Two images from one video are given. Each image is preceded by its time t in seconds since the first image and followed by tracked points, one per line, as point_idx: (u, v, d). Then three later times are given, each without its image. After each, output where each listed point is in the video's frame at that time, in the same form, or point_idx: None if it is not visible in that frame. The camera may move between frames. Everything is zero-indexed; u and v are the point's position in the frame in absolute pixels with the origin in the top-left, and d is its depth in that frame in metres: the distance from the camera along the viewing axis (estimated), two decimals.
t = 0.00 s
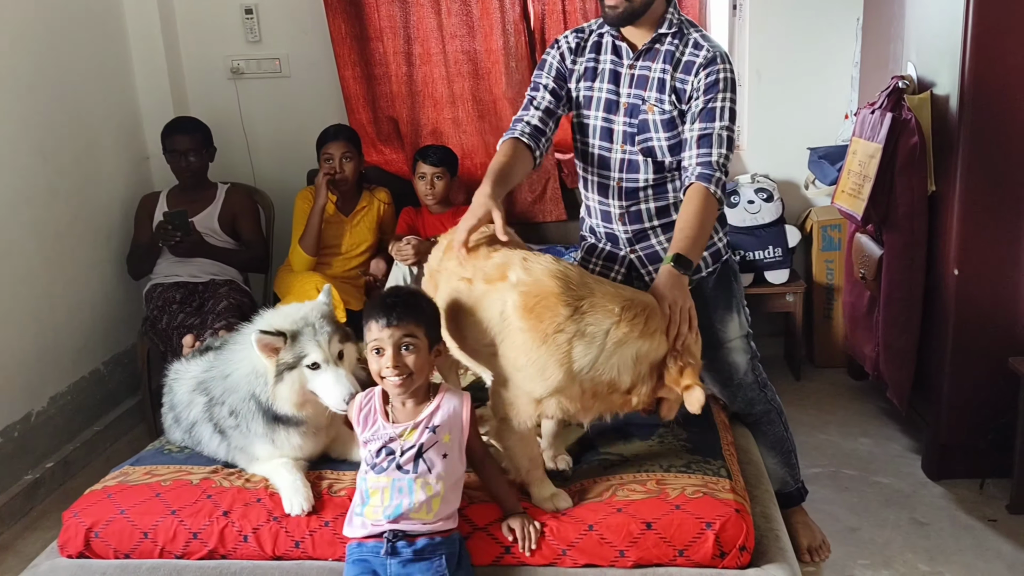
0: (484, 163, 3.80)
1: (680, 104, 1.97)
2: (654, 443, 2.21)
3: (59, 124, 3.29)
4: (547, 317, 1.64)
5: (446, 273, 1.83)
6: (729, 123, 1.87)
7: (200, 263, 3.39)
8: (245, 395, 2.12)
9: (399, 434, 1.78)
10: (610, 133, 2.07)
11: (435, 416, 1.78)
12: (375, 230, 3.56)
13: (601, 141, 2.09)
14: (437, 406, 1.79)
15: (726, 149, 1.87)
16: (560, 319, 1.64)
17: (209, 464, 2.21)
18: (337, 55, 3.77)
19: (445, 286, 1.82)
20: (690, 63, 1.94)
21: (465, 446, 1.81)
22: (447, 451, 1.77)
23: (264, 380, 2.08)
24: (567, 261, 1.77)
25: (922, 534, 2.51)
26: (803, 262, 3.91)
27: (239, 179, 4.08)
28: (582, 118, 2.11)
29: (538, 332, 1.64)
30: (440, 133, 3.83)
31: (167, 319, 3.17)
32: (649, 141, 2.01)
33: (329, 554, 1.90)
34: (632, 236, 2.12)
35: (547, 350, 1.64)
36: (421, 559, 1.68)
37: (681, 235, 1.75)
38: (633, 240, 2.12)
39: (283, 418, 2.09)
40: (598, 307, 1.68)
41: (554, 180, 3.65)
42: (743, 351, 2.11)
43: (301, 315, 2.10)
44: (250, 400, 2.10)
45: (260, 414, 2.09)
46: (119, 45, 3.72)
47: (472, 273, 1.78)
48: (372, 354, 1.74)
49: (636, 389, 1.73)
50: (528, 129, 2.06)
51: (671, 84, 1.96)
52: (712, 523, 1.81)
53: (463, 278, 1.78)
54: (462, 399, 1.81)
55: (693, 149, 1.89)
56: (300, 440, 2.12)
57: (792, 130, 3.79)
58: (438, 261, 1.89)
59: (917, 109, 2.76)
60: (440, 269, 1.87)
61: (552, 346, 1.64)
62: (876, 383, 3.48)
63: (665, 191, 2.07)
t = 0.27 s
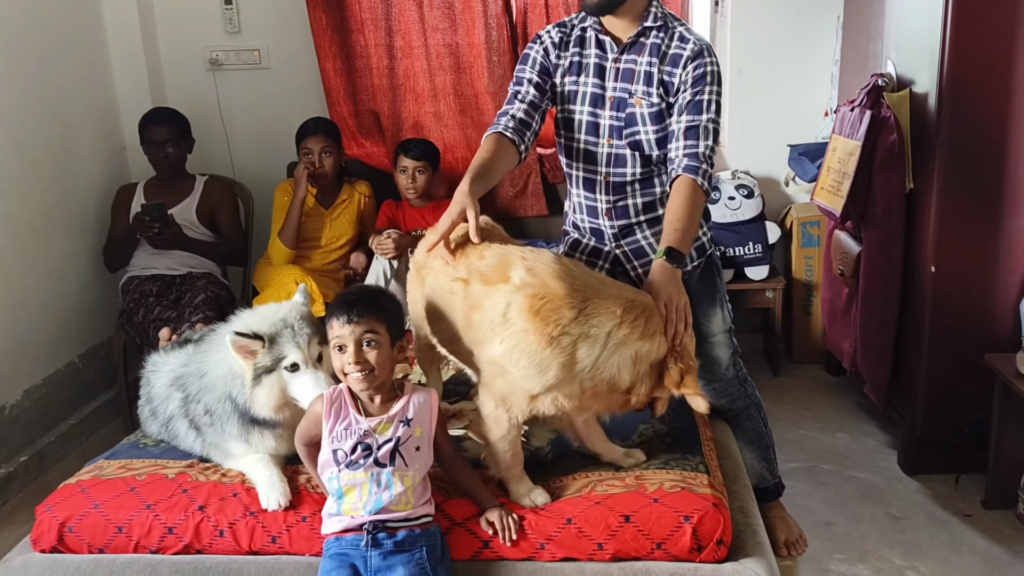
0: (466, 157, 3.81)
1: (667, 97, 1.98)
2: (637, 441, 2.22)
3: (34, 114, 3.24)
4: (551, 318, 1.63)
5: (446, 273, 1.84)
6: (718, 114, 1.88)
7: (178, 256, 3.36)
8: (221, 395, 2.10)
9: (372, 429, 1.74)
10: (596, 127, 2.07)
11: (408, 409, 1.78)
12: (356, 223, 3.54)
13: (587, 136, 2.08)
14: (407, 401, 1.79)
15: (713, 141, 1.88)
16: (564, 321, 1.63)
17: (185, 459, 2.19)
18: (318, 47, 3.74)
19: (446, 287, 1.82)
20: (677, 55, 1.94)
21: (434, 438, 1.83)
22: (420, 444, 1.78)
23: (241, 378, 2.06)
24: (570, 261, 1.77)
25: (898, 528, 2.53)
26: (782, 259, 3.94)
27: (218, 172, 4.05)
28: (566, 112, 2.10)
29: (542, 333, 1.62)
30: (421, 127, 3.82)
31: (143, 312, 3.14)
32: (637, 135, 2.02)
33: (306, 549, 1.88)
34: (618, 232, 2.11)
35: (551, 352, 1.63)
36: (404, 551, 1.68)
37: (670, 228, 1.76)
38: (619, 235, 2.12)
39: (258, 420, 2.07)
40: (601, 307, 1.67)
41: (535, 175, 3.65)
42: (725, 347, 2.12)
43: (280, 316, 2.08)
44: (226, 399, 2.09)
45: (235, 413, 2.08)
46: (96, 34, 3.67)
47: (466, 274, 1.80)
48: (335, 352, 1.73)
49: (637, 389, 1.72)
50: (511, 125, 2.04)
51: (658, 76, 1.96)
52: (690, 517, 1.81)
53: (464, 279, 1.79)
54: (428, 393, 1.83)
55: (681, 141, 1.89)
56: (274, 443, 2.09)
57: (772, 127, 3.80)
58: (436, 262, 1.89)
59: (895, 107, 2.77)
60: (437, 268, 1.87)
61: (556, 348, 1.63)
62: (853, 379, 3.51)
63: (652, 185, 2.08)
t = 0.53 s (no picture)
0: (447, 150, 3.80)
1: (649, 88, 1.99)
2: (615, 436, 2.24)
3: (10, 103, 3.21)
4: (556, 307, 1.63)
5: (444, 264, 1.84)
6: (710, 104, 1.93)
7: (156, 247, 3.34)
8: (193, 389, 2.08)
9: (330, 428, 1.72)
10: (574, 119, 2.07)
11: (366, 402, 1.76)
12: (336, 215, 3.53)
13: (564, 127, 2.08)
14: (361, 395, 1.76)
15: (711, 132, 1.94)
16: (569, 310, 1.64)
17: (161, 451, 2.18)
18: (298, 38, 3.71)
19: (444, 278, 1.83)
20: (657, 45, 1.96)
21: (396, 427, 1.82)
22: (382, 436, 1.76)
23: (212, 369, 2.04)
24: (570, 249, 1.78)
25: (873, 520, 2.56)
26: (761, 253, 3.96)
27: (197, 163, 4.02)
28: (544, 104, 2.11)
29: (546, 323, 1.63)
30: (402, 119, 3.81)
31: (120, 303, 3.11)
32: (615, 126, 2.02)
33: (283, 541, 1.87)
34: (594, 225, 2.11)
35: (556, 341, 1.63)
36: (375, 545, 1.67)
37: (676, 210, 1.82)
38: (594, 229, 2.12)
39: (232, 413, 2.04)
40: (605, 292, 1.66)
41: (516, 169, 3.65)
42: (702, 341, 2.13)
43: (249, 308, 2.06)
44: (197, 392, 2.07)
45: (206, 407, 2.05)
46: (73, 22, 3.63)
47: (466, 263, 1.80)
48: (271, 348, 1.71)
49: (646, 369, 1.71)
50: (507, 132, 2.10)
51: (638, 67, 1.97)
52: (667, 507, 1.82)
53: (463, 269, 1.79)
54: (384, 382, 1.80)
55: (682, 137, 1.94)
56: (248, 435, 2.06)
57: (752, 122, 3.82)
58: (433, 253, 1.90)
59: (873, 103, 2.80)
60: (434, 259, 1.88)
61: (562, 335, 1.63)
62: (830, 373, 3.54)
63: (628, 177, 2.07)
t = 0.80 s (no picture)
0: (429, 143, 3.80)
1: (635, 81, 1.98)
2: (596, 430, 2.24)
3: None
4: (550, 300, 1.63)
5: (430, 251, 1.81)
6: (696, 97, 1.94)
7: (134, 241, 3.31)
8: (161, 378, 2.06)
9: (294, 435, 1.71)
10: (559, 111, 2.06)
11: (332, 410, 1.73)
12: (317, 209, 3.50)
13: (549, 120, 2.08)
14: (327, 399, 1.74)
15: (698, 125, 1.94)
16: (562, 303, 1.64)
17: (137, 446, 2.16)
18: (278, 29, 3.68)
19: (432, 265, 1.79)
20: (643, 38, 1.96)
21: (365, 431, 1.79)
22: (349, 441, 1.74)
23: (181, 353, 2.03)
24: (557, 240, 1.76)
25: (851, 514, 2.58)
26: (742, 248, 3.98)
27: (176, 155, 3.98)
28: (529, 98, 2.10)
29: (541, 316, 1.62)
30: (384, 112, 3.79)
31: (97, 297, 3.08)
32: (600, 119, 2.01)
33: (261, 537, 1.86)
34: (577, 220, 2.12)
35: (550, 335, 1.63)
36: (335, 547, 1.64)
37: (660, 203, 1.82)
38: (577, 224, 2.13)
39: (206, 395, 2.03)
40: (595, 284, 1.67)
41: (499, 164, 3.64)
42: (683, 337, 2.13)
43: (231, 288, 2.09)
44: (166, 380, 2.05)
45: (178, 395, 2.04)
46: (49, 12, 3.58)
47: (455, 251, 1.76)
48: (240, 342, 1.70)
49: (635, 358, 1.73)
50: (494, 126, 2.09)
51: (624, 59, 1.97)
52: (646, 501, 1.83)
53: (452, 257, 1.76)
54: (351, 385, 1.77)
55: (669, 131, 1.94)
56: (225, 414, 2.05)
57: (734, 118, 3.83)
58: (418, 241, 1.87)
59: (853, 100, 2.80)
60: (419, 248, 1.85)
61: (556, 327, 1.63)
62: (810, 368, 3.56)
63: (613, 171, 2.05)
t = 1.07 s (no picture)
0: (420, 138, 3.78)
1: (631, 77, 1.98)
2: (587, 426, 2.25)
3: None
4: (544, 294, 1.66)
5: (433, 242, 1.77)
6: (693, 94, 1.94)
7: (123, 235, 3.29)
8: (150, 369, 2.05)
9: (295, 428, 1.68)
10: (555, 107, 2.06)
11: (334, 407, 1.72)
12: (308, 204, 3.49)
13: (545, 116, 2.08)
14: (333, 394, 1.73)
15: (693, 122, 1.94)
16: (557, 299, 1.66)
17: (128, 441, 2.15)
18: (269, 22, 3.66)
19: (433, 256, 1.75)
20: (640, 34, 1.96)
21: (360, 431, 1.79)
22: (345, 440, 1.74)
23: (173, 339, 2.04)
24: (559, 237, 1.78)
25: (841, 509, 2.60)
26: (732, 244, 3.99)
27: (165, 149, 3.96)
28: (526, 93, 2.10)
29: (535, 310, 1.65)
30: (375, 107, 3.77)
31: (85, 291, 3.06)
32: (596, 115, 2.02)
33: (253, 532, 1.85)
34: (570, 216, 2.12)
35: (543, 329, 1.66)
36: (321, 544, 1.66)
37: (665, 204, 1.82)
38: (570, 220, 2.13)
39: (201, 378, 2.03)
40: (592, 283, 1.70)
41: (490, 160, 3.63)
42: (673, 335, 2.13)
43: (208, 268, 2.13)
44: (157, 370, 2.05)
45: (170, 382, 2.04)
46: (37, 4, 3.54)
47: (457, 242, 1.74)
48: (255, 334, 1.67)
49: (630, 360, 1.74)
50: (492, 120, 2.07)
51: (620, 55, 1.97)
52: (639, 497, 1.83)
53: (453, 248, 1.73)
54: (355, 382, 1.77)
55: (664, 126, 1.94)
56: (223, 395, 2.06)
57: (725, 114, 3.84)
58: (420, 232, 1.83)
59: (844, 98, 2.82)
60: (421, 239, 1.81)
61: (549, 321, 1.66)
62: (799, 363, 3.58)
63: (608, 168, 2.06)
